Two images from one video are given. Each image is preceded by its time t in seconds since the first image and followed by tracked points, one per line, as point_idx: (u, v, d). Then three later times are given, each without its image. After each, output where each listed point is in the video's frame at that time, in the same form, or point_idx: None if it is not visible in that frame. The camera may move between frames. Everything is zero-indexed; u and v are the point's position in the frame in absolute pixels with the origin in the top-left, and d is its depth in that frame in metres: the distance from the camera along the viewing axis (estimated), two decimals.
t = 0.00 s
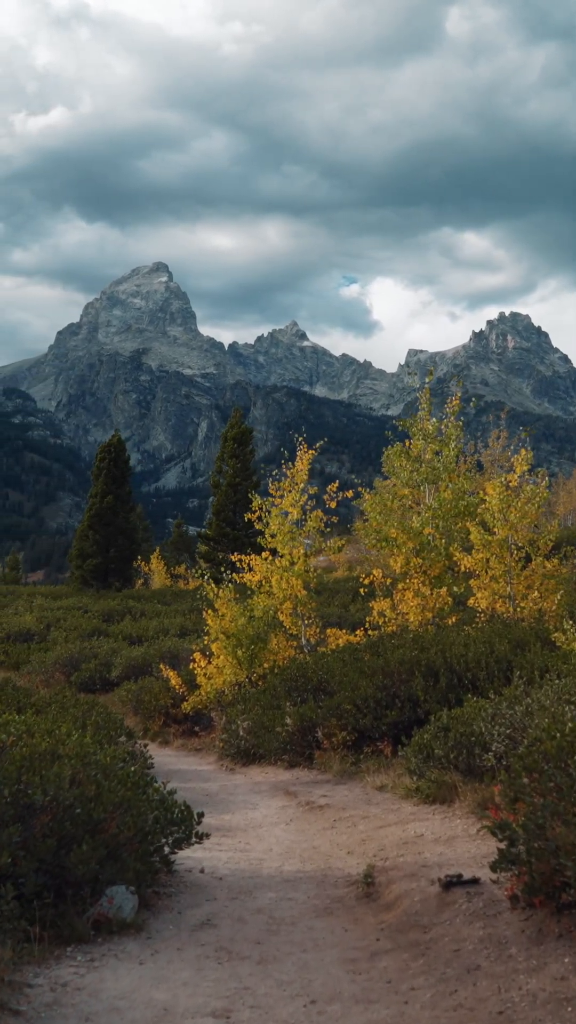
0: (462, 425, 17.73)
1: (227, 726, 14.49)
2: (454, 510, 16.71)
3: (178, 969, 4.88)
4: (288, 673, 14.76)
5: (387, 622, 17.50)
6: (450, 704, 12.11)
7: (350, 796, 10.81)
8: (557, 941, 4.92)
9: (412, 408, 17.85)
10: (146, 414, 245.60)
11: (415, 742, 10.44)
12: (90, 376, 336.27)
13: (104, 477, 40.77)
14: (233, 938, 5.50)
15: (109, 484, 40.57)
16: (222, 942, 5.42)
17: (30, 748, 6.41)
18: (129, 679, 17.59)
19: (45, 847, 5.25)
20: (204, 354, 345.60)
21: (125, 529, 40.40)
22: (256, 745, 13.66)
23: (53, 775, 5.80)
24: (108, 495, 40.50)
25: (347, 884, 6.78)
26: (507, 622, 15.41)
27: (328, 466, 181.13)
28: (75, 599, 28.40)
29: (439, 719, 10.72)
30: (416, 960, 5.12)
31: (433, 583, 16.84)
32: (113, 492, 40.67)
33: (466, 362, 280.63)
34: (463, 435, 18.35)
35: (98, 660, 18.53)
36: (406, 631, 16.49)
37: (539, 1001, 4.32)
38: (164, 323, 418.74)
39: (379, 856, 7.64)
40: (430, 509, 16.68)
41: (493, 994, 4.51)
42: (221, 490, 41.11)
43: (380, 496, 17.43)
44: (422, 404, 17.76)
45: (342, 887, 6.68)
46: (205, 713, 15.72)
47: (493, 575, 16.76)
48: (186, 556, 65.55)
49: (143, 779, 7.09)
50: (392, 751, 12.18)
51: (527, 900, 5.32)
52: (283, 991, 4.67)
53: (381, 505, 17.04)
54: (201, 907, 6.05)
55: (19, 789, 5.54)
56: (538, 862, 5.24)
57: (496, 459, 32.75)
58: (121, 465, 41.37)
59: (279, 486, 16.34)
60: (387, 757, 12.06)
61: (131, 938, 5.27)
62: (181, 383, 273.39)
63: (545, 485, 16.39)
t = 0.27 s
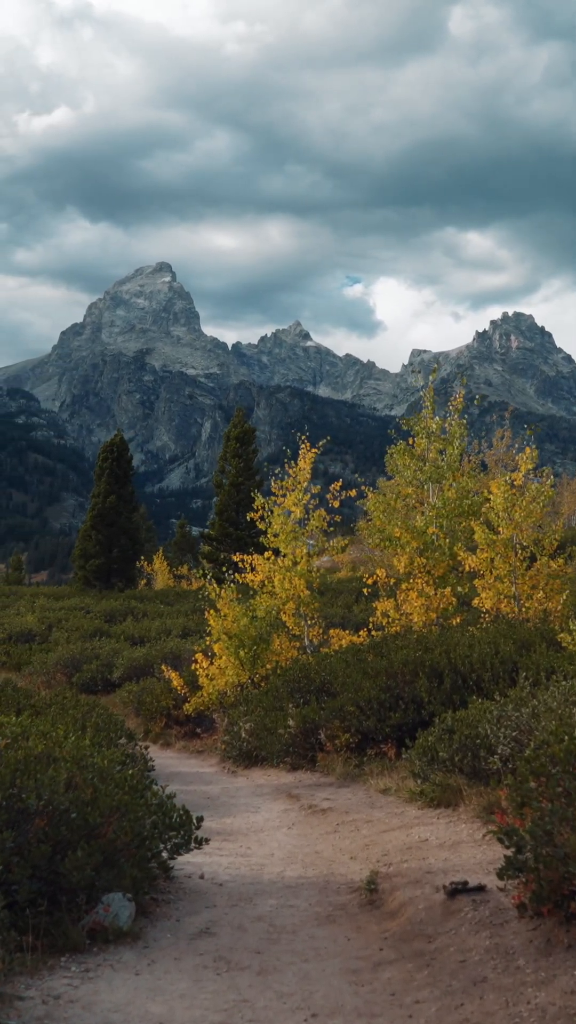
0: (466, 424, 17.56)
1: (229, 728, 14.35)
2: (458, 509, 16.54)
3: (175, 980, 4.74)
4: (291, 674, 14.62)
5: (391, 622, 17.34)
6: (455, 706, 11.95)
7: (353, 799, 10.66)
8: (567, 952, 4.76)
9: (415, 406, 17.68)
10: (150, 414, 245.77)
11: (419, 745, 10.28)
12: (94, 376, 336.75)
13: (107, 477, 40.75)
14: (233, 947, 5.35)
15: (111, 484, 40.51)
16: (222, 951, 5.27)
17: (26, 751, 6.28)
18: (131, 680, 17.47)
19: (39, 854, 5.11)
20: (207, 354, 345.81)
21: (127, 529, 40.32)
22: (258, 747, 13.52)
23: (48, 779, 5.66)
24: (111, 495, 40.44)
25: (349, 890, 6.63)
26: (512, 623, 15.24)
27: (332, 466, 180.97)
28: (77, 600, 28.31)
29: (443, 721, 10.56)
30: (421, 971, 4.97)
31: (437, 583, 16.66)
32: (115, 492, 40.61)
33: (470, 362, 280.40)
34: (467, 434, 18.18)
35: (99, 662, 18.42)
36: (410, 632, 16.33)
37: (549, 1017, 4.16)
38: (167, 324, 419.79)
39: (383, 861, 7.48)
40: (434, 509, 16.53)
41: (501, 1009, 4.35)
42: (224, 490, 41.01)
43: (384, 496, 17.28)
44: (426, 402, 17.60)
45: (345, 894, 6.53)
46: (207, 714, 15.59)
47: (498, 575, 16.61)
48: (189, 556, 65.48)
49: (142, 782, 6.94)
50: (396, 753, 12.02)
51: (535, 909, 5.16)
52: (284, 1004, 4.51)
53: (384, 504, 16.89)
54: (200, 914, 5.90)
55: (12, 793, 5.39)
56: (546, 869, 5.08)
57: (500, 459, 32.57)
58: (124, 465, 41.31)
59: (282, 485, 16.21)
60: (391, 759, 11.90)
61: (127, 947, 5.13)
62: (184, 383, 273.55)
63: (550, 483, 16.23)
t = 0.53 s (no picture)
0: (469, 422, 17.37)
1: (231, 729, 14.21)
2: (462, 508, 16.36)
3: (172, 992, 4.59)
4: (293, 675, 14.48)
5: (394, 623, 17.18)
6: (459, 708, 11.78)
7: (357, 803, 10.50)
8: None
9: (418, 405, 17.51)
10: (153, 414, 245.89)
11: (423, 747, 10.13)
12: (97, 376, 337.05)
13: (109, 476, 40.68)
14: (232, 958, 5.20)
15: (113, 484, 40.43)
16: (221, 962, 5.12)
17: (21, 755, 6.12)
18: (132, 680, 17.33)
19: (32, 862, 4.96)
20: (210, 354, 345.84)
21: (130, 528, 40.24)
22: (260, 749, 13.38)
23: (43, 784, 5.51)
24: (113, 494, 40.36)
25: (352, 897, 6.48)
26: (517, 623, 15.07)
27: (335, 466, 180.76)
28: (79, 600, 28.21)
29: (448, 723, 10.40)
30: (426, 984, 4.81)
31: (441, 583, 16.49)
32: (117, 492, 40.53)
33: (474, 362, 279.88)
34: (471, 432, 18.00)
35: (101, 662, 18.30)
36: (413, 632, 16.16)
37: None
38: (170, 324, 419.85)
39: (386, 867, 7.33)
40: (438, 508, 16.37)
41: None
42: (226, 489, 40.88)
43: (387, 495, 17.12)
44: (429, 400, 17.43)
45: (348, 902, 6.38)
46: (209, 715, 15.46)
47: (502, 575, 16.45)
48: (192, 556, 65.40)
49: (140, 787, 6.79)
50: (400, 755, 11.87)
51: (543, 920, 5.00)
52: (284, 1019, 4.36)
53: (387, 504, 16.73)
54: (199, 922, 5.76)
55: (6, 800, 5.25)
56: (555, 879, 4.92)
57: (503, 458, 32.38)
58: (126, 464, 41.21)
59: (284, 484, 16.05)
60: (394, 761, 11.75)
61: (123, 958, 4.99)
62: (187, 383, 273.57)
63: (555, 482, 16.06)
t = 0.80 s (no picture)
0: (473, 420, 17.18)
1: (232, 730, 14.07)
2: (466, 508, 16.19)
3: (171, 1007, 4.45)
4: (295, 676, 14.33)
5: (397, 623, 17.01)
6: (464, 710, 11.63)
7: (360, 806, 10.35)
8: None
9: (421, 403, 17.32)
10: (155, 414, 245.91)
11: (427, 750, 9.97)
12: (100, 376, 337.05)
13: (110, 475, 40.58)
14: (232, 969, 5.05)
15: (115, 483, 40.32)
16: (221, 974, 4.98)
17: (16, 760, 5.97)
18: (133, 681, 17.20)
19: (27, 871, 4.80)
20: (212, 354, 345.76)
21: (131, 528, 40.13)
22: (262, 750, 13.23)
23: (39, 790, 5.35)
24: (115, 494, 40.24)
25: (356, 905, 6.33)
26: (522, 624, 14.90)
27: (337, 466, 180.55)
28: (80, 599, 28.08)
29: (452, 725, 10.24)
30: (433, 998, 4.67)
31: (444, 583, 16.32)
32: (119, 491, 40.42)
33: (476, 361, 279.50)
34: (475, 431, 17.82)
35: (101, 662, 18.16)
36: (417, 633, 16.01)
37: None
38: (173, 323, 419.73)
39: (390, 874, 7.18)
40: (441, 507, 16.20)
41: None
42: (228, 488, 40.74)
43: (390, 495, 16.95)
44: (432, 399, 17.24)
45: (351, 910, 6.23)
46: (210, 716, 15.33)
47: (507, 575, 16.28)
48: (194, 555, 65.30)
49: (139, 791, 6.64)
50: (403, 757, 11.72)
51: (554, 932, 4.85)
52: None
53: (390, 503, 16.55)
54: (199, 931, 5.61)
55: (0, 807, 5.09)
56: (566, 890, 4.77)
57: (507, 457, 32.19)
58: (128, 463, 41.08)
59: (286, 483, 15.89)
60: (398, 763, 11.60)
61: (121, 969, 4.84)
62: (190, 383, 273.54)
63: (560, 481, 15.89)
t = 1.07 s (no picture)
0: (478, 418, 16.98)
1: (234, 732, 13.92)
2: (470, 507, 16.00)
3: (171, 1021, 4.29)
4: (298, 676, 14.17)
5: (401, 624, 16.84)
6: (469, 711, 11.46)
7: (364, 809, 10.19)
8: None
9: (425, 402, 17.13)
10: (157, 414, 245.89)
11: (433, 753, 9.81)
12: (102, 376, 337.19)
13: (112, 475, 40.47)
14: (235, 981, 4.89)
15: (116, 482, 40.20)
16: (224, 985, 4.82)
17: (12, 764, 5.80)
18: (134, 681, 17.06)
19: (23, 880, 4.63)
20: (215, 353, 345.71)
21: (133, 527, 40.01)
22: (264, 752, 13.07)
23: (35, 795, 5.18)
24: (116, 493, 40.12)
25: (361, 913, 6.17)
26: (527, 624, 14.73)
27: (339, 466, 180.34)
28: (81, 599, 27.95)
29: (458, 728, 10.07)
30: (443, 1012, 4.50)
31: (449, 583, 16.14)
32: (121, 491, 40.30)
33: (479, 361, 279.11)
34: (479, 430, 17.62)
35: (102, 663, 18.01)
36: (421, 633, 15.84)
37: None
38: (175, 323, 419.76)
39: (396, 880, 7.01)
40: (445, 507, 16.02)
41: None
42: (230, 487, 40.59)
43: (393, 494, 16.77)
44: (436, 397, 17.05)
45: (357, 918, 6.07)
46: (212, 718, 15.20)
47: (512, 575, 16.11)
48: (196, 555, 65.17)
49: (140, 795, 6.48)
50: (408, 759, 11.55)
51: (567, 943, 4.69)
52: None
53: (394, 502, 16.37)
54: (200, 941, 5.45)
55: None
56: None
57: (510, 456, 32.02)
58: (129, 463, 40.96)
59: (289, 481, 15.73)
60: (402, 766, 11.43)
61: (119, 981, 4.68)
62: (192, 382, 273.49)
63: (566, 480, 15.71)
